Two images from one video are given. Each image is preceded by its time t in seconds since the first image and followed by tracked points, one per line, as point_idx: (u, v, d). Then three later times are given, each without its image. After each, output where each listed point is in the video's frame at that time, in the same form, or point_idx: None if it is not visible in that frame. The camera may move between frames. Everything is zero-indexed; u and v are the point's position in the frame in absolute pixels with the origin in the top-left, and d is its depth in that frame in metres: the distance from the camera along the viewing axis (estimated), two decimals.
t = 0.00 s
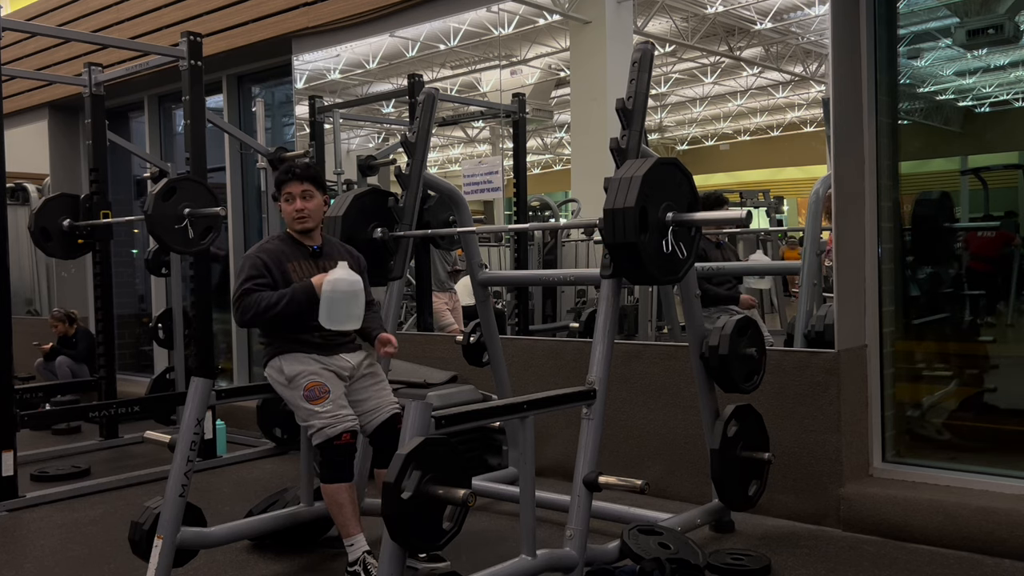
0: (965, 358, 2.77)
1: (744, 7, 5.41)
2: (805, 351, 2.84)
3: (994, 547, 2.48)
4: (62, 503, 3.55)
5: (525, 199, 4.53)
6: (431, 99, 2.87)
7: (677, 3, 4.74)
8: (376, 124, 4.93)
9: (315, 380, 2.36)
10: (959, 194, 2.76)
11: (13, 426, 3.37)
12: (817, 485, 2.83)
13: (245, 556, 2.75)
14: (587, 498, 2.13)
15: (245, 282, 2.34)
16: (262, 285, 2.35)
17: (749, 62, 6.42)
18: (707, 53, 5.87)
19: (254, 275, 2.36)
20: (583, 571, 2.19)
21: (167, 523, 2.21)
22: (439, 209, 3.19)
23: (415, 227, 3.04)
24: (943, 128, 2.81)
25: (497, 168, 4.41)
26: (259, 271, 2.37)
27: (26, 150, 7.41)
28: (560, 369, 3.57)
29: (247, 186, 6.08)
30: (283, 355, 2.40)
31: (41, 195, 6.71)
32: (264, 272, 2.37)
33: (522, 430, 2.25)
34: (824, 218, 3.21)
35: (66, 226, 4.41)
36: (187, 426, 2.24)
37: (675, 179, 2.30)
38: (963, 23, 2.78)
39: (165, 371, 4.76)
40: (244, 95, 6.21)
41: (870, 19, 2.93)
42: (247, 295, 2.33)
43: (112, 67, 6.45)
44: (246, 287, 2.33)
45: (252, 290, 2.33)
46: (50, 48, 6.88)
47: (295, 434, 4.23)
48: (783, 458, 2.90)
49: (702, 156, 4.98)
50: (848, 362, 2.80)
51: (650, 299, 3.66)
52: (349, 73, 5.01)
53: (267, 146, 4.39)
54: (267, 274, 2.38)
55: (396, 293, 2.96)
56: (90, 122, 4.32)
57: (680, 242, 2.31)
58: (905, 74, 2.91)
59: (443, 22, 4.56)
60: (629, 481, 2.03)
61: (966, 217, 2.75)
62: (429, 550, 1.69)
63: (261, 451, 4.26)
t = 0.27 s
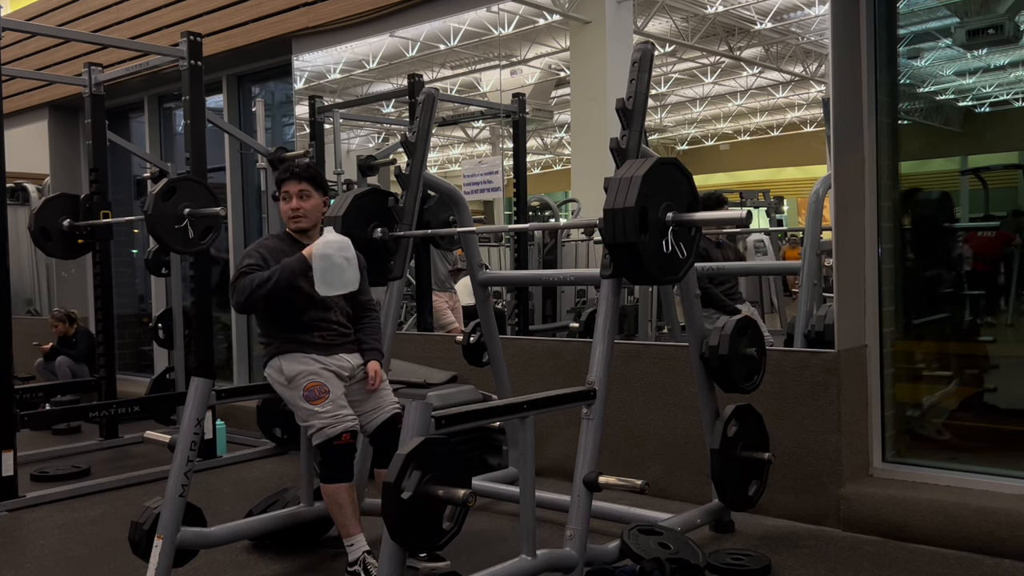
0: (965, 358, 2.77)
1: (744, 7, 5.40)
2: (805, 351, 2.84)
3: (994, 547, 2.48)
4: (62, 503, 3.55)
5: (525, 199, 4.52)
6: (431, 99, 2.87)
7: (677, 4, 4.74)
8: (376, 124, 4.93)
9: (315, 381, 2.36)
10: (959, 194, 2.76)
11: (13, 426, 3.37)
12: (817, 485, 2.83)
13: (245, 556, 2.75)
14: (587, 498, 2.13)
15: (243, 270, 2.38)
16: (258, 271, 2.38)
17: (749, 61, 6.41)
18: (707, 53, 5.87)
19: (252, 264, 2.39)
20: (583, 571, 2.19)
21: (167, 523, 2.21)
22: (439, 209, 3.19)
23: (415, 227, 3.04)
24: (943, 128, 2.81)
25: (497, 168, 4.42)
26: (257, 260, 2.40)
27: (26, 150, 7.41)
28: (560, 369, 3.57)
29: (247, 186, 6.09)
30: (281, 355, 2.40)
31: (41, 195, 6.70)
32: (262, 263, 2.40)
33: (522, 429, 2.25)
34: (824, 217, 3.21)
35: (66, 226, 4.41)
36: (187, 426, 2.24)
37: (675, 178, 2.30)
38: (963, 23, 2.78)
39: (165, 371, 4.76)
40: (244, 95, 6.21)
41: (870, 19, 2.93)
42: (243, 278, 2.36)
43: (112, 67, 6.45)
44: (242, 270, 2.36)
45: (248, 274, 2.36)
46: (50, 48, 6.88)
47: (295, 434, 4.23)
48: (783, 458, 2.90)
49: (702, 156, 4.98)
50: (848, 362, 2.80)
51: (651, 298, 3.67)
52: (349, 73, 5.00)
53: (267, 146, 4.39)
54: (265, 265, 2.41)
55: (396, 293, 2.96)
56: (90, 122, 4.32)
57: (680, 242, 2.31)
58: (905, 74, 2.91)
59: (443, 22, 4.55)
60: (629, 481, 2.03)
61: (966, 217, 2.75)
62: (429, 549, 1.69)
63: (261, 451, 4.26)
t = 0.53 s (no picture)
0: (964, 358, 2.77)
1: (744, 7, 5.38)
2: (805, 351, 2.84)
3: (994, 547, 2.48)
4: (62, 503, 3.55)
5: (525, 199, 4.50)
6: (431, 99, 2.87)
7: (677, 3, 4.73)
8: (376, 124, 4.92)
9: (314, 380, 2.36)
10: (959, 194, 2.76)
11: (13, 426, 3.37)
12: (817, 485, 2.83)
13: (245, 556, 2.75)
14: (587, 498, 2.13)
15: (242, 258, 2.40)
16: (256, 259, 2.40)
17: (750, 61, 6.39)
18: (706, 53, 5.85)
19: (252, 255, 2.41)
20: (583, 571, 2.19)
21: (167, 523, 2.21)
22: (439, 209, 3.20)
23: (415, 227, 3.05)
24: (943, 128, 2.81)
25: (497, 168, 4.41)
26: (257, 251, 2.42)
27: (26, 150, 7.41)
28: (560, 369, 3.57)
29: (247, 186, 6.09)
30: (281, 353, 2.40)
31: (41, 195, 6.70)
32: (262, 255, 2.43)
33: (522, 429, 2.25)
34: (824, 217, 3.21)
35: (66, 226, 4.41)
36: (187, 426, 2.24)
37: (675, 178, 2.30)
38: (963, 24, 2.78)
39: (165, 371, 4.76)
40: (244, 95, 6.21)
41: (870, 19, 2.93)
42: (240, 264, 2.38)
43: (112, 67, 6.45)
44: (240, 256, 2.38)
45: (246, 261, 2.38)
46: (50, 48, 6.88)
47: (295, 434, 4.23)
48: (783, 458, 2.90)
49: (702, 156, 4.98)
50: (848, 362, 2.80)
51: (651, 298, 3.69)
52: (349, 74, 4.98)
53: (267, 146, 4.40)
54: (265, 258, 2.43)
55: (396, 293, 2.96)
56: (90, 122, 4.32)
57: (680, 242, 2.31)
58: (905, 74, 2.91)
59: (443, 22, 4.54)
60: (629, 481, 2.03)
61: (966, 217, 2.75)
62: (429, 550, 1.69)
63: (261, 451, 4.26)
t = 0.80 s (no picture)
0: (964, 358, 2.77)
1: (743, 6, 5.34)
2: (805, 351, 2.84)
3: (994, 548, 2.48)
4: (62, 503, 3.56)
5: (525, 200, 4.39)
6: (431, 99, 2.87)
7: (677, 3, 4.72)
8: (376, 124, 4.91)
9: (314, 381, 2.36)
10: (959, 194, 2.76)
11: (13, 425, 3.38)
12: (817, 485, 2.83)
13: (245, 556, 2.75)
14: (587, 498, 2.13)
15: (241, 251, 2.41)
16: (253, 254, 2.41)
17: (750, 61, 6.37)
18: (707, 54, 5.73)
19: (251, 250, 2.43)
20: (583, 571, 2.19)
21: (167, 523, 2.20)
22: (439, 209, 3.20)
23: (415, 226, 3.05)
24: (943, 128, 2.80)
25: (497, 167, 4.38)
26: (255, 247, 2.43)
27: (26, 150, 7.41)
28: (561, 369, 3.57)
29: (247, 186, 6.09)
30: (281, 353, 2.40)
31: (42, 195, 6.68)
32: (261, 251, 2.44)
33: (522, 429, 2.24)
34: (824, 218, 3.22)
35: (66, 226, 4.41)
36: (187, 426, 2.24)
37: (675, 178, 2.30)
38: (963, 24, 2.77)
39: (165, 371, 4.76)
40: (244, 95, 6.21)
41: (869, 20, 2.94)
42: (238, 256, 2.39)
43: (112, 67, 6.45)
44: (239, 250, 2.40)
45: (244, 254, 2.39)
46: (50, 48, 6.88)
47: (295, 434, 4.23)
48: (783, 458, 2.90)
49: (702, 156, 4.97)
50: (848, 362, 2.80)
51: (651, 298, 3.69)
52: (350, 73, 5.05)
53: (268, 146, 4.40)
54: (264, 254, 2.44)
55: (396, 293, 2.97)
56: (90, 122, 4.32)
57: (680, 242, 2.31)
58: (905, 74, 2.92)
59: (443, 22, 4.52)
60: (629, 481, 2.03)
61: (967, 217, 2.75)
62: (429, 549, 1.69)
63: (261, 451, 4.26)
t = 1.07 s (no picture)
0: (964, 358, 2.77)
1: (743, 6, 5.31)
2: (805, 351, 2.84)
3: (994, 548, 2.48)
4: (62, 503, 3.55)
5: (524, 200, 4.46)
6: (431, 99, 2.87)
7: (677, 3, 4.71)
8: (376, 124, 4.91)
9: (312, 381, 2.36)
10: (959, 194, 2.76)
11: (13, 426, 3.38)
12: (817, 485, 2.83)
13: (245, 556, 2.75)
14: (587, 498, 2.13)
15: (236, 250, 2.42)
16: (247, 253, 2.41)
17: (750, 61, 6.34)
18: (707, 54, 5.72)
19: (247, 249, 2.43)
20: (583, 571, 2.19)
21: (166, 523, 2.19)
22: (438, 209, 3.21)
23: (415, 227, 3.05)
24: (943, 128, 2.80)
25: (496, 167, 4.37)
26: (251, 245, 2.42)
27: (26, 149, 7.41)
28: (561, 369, 3.57)
29: (247, 186, 6.09)
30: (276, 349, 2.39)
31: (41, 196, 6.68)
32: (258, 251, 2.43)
33: (522, 429, 2.24)
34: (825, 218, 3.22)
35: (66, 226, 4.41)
36: (187, 426, 2.24)
37: (675, 179, 2.30)
38: (963, 23, 2.77)
39: (165, 371, 4.75)
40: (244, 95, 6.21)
41: (869, 20, 2.94)
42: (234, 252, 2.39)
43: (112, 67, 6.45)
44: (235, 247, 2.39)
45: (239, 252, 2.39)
46: (50, 48, 6.88)
47: (295, 434, 4.23)
48: (783, 458, 2.90)
49: (702, 157, 4.97)
50: (848, 362, 2.80)
51: (651, 298, 3.68)
52: (349, 73, 4.97)
53: (268, 146, 4.41)
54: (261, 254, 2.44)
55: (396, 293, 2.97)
56: (90, 122, 4.31)
57: (680, 242, 2.31)
58: (905, 74, 2.92)
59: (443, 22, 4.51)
60: (629, 481, 2.03)
61: (966, 217, 2.75)
62: (429, 549, 1.68)
63: (261, 451, 4.26)
